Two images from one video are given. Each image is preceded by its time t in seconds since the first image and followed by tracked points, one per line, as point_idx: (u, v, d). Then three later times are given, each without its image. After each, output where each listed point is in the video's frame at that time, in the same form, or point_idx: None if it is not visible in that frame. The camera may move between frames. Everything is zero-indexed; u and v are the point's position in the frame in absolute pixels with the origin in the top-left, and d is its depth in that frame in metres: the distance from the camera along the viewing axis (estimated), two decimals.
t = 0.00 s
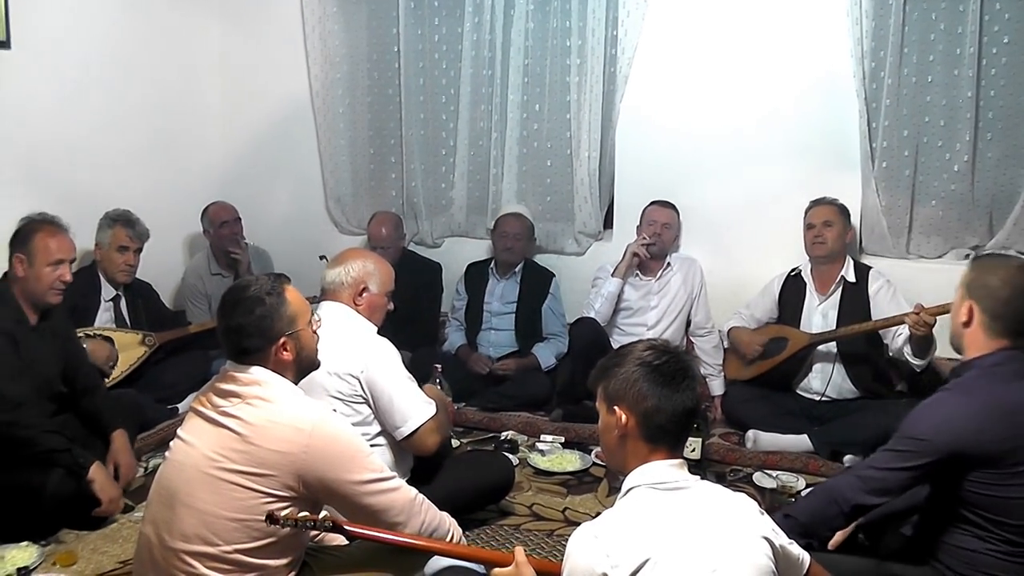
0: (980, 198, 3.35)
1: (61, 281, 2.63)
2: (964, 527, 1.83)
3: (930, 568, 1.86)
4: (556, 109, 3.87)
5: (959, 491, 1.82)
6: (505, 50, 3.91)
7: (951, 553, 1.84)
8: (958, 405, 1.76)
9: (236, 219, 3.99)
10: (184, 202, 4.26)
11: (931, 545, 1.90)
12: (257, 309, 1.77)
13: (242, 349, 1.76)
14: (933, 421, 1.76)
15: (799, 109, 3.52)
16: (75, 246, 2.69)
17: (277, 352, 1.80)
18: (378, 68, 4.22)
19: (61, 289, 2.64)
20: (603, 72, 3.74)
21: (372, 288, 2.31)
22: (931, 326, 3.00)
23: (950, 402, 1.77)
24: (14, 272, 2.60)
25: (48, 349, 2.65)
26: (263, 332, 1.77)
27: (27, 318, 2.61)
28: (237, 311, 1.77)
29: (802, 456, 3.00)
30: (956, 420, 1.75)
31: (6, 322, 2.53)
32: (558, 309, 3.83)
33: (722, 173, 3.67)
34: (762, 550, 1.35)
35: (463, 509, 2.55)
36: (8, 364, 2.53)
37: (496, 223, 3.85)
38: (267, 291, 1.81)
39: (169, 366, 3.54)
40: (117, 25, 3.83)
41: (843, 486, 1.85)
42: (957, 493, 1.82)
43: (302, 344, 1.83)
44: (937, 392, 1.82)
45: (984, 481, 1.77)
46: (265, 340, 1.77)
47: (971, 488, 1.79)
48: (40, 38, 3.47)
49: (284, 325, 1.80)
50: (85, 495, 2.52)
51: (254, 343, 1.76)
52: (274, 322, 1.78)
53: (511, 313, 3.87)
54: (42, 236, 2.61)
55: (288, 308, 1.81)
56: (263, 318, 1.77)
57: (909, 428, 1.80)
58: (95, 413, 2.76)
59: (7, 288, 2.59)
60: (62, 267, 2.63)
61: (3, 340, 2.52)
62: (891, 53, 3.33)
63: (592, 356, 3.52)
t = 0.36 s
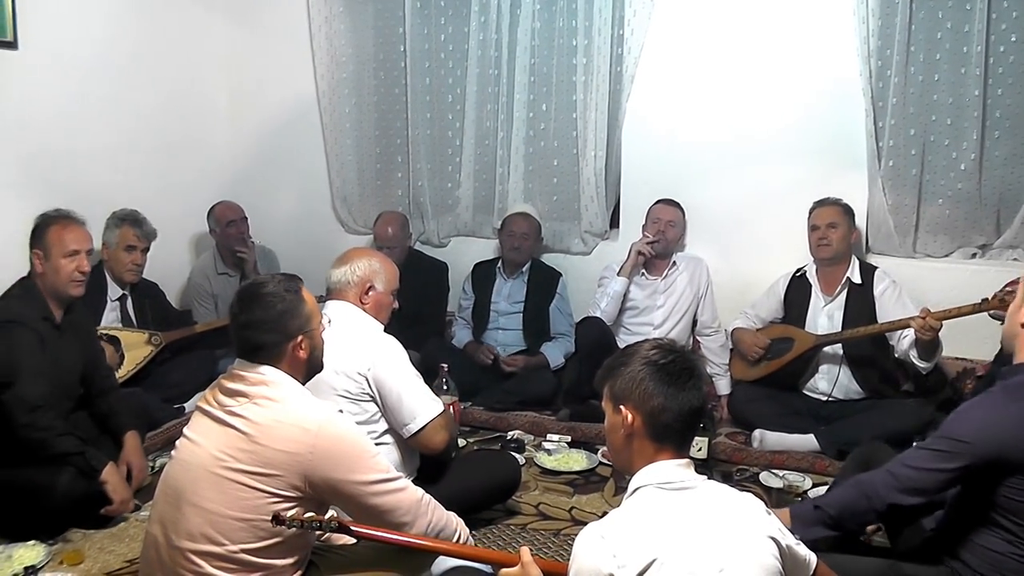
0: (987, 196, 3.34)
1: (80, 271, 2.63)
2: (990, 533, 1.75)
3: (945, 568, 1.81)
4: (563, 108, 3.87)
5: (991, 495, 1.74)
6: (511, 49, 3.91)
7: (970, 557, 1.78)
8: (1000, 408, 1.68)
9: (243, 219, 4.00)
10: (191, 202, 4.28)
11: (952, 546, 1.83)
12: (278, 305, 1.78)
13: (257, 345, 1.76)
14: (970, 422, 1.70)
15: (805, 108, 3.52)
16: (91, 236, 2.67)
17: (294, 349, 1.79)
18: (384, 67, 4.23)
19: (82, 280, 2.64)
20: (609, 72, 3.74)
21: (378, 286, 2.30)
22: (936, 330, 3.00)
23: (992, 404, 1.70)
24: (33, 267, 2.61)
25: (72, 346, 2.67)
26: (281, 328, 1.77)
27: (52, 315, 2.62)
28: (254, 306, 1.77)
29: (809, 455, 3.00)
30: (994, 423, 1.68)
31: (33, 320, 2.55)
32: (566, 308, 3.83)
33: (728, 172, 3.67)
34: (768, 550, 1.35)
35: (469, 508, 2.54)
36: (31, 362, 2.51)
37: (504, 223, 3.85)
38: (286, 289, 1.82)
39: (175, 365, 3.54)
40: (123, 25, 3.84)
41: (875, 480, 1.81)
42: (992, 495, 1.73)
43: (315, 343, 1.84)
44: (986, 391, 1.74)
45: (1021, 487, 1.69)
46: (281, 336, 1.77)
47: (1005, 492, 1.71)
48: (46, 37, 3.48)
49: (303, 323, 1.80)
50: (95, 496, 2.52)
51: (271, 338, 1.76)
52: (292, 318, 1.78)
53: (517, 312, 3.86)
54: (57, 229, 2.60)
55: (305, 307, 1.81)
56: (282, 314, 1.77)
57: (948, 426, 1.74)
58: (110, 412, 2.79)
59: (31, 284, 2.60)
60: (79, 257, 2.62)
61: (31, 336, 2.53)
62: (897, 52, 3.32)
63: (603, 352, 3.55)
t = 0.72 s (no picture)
0: (992, 195, 3.32)
1: (86, 266, 2.62)
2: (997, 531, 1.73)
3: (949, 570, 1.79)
4: (567, 107, 3.87)
5: (997, 493, 1.72)
6: (515, 49, 3.91)
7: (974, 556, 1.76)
8: (1005, 404, 1.68)
9: (247, 218, 4.03)
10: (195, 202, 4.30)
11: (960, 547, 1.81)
12: (283, 307, 1.78)
13: (264, 346, 1.77)
14: (976, 421, 1.69)
15: (809, 106, 3.51)
16: (96, 231, 2.68)
17: (296, 353, 1.80)
18: (388, 67, 4.23)
19: (89, 275, 2.64)
20: (613, 71, 3.74)
21: (383, 287, 2.31)
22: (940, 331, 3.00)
23: (998, 400, 1.69)
24: (41, 264, 2.62)
25: (82, 347, 2.68)
26: (285, 331, 1.77)
27: (62, 313, 2.62)
28: (260, 307, 1.77)
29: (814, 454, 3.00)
30: (1000, 419, 1.67)
31: (43, 318, 2.56)
32: (568, 306, 3.82)
33: (732, 171, 3.67)
34: (774, 549, 1.35)
35: (473, 508, 2.55)
36: (41, 361, 2.53)
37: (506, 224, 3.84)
38: (292, 291, 1.82)
39: (179, 365, 3.55)
40: (127, 26, 3.86)
41: (895, 491, 1.79)
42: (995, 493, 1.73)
43: (321, 347, 1.83)
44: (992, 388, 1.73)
45: None
46: (286, 339, 1.77)
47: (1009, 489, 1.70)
48: (50, 37, 3.49)
49: (307, 327, 1.80)
50: (99, 496, 2.53)
51: (276, 340, 1.76)
52: (297, 321, 1.78)
53: (521, 312, 3.87)
54: (63, 225, 2.61)
55: (310, 311, 1.81)
56: (287, 317, 1.77)
57: (956, 426, 1.73)
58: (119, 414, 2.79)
59: (40, 280, 2.60)
60: (84, 251, 2.61)
61: (40, 335, 2.54)
62: (902, 50, 3.32)
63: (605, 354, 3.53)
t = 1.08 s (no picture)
0: (994, 193, 3.31)
1: (76, 260, 2.70)
2: None
3: None
4: (569, 106, 3.87)
5: None
6: (516, 48, 3.91)
7: None
8: (1011, 402, 1.67)
9: (243, 218, 4.00)
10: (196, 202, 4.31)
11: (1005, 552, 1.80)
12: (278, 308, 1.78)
13: (261, 347, 1.77)
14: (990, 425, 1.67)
15: (810, 106, 3.51)
16: (87, 230, 2.78)
17: (291, 356, 1.79)
18: (390, 67, 4.23)
19: (79, 269, 2.71)
20: (615, 70, 3.73)
21: (389, 288, 2.31)
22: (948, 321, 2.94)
23: (1000, 399, 1.69)
24: (31, 259, 2.69)
25: (74, 344, 2.69)
26: (280, 334, 1.77)
27: (53, 308, 2.65)
28: (256, 309, 1.78)
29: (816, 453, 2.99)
30: (1009, 420, 1.66)
31: (37, 314, 2.58)
32: (566, 301, 3.83)
33: (734, 171, 3.67)
34: (777, 549, 1.35)
35: (475, 506, 2.54)
36: (37, 356, 2.54)
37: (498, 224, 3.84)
38: (288, 294, 1.82)
39: (180, 364, 3.54)
40: (128, 26, 3.86)
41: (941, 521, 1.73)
42: None
43: (318, 350, 1.82)
44: (985, 388, 1.74)
45: None
46: (281, 342, 1.77)
47: None
48: (51, 37, 3.48)
49: (300, 330, 1.79)
50: (99, 496, 2.53)
51: (271, 343, 1.76)
52: (291, 324, 1.78)
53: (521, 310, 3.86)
54: (55, 221, 2.70)
55: (306, 314, 1.81)
56: (279, 320, 1.77)
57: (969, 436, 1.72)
58: (117, 410, 2.79)
59: (32, 278, 2.65)
60: (74, 246, 2.70)
61: (35, 330, 2.55)
62: (904, 49, 3.31)
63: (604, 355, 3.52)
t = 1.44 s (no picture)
0: (995, 192, 3.31)
1: (75, 257, 2.70)
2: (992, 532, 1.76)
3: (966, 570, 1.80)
4: (570, 106, 3.87)
5: (986, 491, 1.75)
6: (517, 48, 3.91)
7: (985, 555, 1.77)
8: (976, 402, 1.69)
9: (244, 218, 4.00)
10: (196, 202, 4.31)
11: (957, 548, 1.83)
12: (278, 306, 1.77)
13: (260, 345, 1.77)
14: (956, 422, 1.68)
15: (811, 106, 3.51)
16: (84, 227, 2.77)
17: (293, 353, 1.79)
18: (391, 66, 4.22)
19: (77, 266, 2.71)
20: (615, 70, 3.73)
21: (389, 288, 2.30)
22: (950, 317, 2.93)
23: (961, 399, 1.71)
24: (29, 257, 2.69)
25: (70, 342, 2.69)
26: (281, 331, 1.77)
27: (49, 306, 2.64)
28: (257, 306, 1.78)
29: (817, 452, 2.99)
30: (973, 421, 1.68)
31: (35, 313, 2.57)
32: (566, 301, 3.83)
33: (735, 170, 3.66)
34: (777, 549, 1.34)
35: (476, 505, 2.54)
36: (33, 354, 2.53)
37: (496, 226, 3.84)
38: (289, 290, 1.82)
39: (180, 364, 3.54)
40: (128, 26, 3.86)
41: (882, 498, 1.73)
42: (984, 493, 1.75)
43: (319, 347, 1.83)
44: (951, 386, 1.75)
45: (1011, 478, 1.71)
46: (282, 339, 1.77)
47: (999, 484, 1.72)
48: (51, 37, 3.48)
49: (303, 327, 1.79)
50: (100, 494, 2.53)
51: (272, 339, 1.76)
52: (293, 321, 1.78)
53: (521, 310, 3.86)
54: (52, 219, 2.70)
55: (307, 310, 1.81)
56: (281, 316, 1.77)
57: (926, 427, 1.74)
58: (115, 408, 2.79)
59: (29, 276, 2.64)
60: (73, 244, 2.70)
61: (32, 329, 2.55)
62: (904, 48, 3.31)
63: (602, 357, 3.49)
